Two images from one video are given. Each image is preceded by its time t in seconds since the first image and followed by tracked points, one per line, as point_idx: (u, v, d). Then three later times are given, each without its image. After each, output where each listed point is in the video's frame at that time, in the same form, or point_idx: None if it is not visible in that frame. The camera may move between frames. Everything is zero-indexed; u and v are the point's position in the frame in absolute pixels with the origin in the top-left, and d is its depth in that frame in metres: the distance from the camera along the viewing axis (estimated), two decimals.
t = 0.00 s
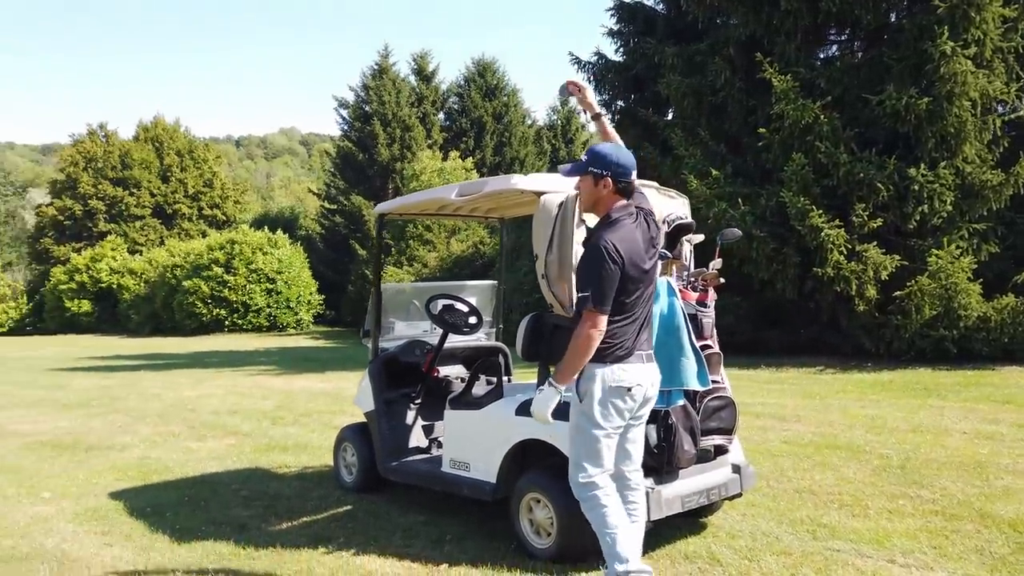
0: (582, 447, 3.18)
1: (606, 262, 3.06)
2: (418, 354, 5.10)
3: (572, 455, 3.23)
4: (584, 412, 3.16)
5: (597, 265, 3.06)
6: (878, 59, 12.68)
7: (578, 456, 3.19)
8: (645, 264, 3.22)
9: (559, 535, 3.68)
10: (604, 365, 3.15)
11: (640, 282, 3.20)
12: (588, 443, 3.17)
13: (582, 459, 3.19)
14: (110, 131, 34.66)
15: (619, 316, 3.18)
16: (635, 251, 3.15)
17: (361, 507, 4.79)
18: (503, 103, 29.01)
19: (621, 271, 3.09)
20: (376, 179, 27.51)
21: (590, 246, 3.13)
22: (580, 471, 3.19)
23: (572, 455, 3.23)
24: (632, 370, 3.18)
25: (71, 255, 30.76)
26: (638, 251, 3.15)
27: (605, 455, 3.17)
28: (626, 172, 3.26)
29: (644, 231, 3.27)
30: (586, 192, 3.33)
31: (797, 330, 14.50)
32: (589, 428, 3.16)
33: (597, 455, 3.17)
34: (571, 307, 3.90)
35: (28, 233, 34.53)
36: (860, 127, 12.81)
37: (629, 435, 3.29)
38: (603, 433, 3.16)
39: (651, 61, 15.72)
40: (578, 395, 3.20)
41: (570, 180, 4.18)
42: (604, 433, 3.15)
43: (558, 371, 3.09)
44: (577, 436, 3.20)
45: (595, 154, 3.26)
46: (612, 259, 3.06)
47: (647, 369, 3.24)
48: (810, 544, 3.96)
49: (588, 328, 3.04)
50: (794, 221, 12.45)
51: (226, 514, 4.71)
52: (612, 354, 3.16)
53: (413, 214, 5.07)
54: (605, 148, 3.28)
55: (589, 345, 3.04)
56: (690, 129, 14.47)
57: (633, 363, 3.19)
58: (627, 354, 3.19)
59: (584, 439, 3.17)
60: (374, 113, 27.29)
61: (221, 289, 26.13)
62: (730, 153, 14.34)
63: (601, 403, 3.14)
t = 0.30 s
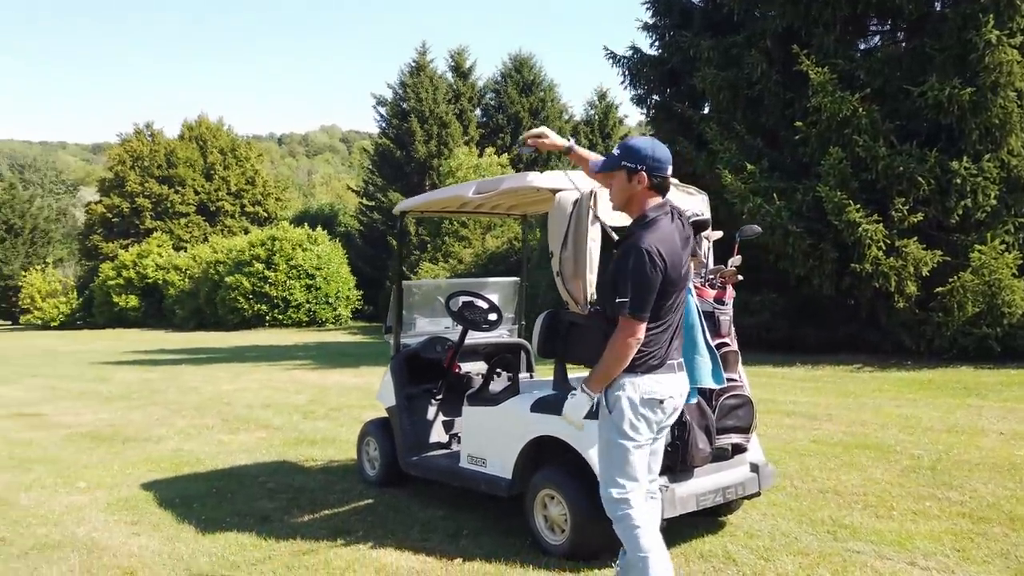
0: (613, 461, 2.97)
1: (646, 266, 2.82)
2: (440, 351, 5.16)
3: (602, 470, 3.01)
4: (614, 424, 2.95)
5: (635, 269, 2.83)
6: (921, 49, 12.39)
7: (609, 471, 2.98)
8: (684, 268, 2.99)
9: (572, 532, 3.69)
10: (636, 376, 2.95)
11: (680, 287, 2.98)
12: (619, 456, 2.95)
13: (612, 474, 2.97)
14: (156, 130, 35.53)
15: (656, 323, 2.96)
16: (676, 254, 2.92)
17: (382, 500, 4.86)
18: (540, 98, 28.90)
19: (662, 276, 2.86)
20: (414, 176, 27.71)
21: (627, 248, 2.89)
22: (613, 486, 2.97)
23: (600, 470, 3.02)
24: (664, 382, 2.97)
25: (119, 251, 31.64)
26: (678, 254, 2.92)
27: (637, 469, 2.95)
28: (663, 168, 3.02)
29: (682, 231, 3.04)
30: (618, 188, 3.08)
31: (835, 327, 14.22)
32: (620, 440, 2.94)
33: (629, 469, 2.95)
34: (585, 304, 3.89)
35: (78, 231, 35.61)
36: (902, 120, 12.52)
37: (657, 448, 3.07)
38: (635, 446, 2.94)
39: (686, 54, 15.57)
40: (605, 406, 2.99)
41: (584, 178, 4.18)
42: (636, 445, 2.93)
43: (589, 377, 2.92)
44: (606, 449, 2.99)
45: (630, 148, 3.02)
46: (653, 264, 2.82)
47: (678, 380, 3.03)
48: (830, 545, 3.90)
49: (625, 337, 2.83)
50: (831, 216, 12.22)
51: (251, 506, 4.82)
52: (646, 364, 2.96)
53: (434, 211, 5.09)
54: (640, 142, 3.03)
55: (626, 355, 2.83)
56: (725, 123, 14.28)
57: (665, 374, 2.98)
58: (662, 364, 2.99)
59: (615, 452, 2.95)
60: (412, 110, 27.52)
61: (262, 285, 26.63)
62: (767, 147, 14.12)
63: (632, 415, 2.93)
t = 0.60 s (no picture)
0: (661, 491, 2.69)
1: (689, 272, 2.53)
2: (457, 350, 5.14)
3: (646, 501, 2.74)
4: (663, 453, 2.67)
5: (679, 276, 2.54)
6: (963, 39, 12.07)
7: (656, 501, 2.71)
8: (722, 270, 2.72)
9: (580, 533, 3.68)
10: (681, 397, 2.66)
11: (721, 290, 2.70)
12: (669, 487, 2.68)
13: (659, 505, 2.71)
14: (198, 128, 36.18)
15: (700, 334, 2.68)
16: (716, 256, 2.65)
17: (397, 498, 4.89)
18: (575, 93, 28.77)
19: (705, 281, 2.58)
20: (449, 172, 27.76)
21: (665, 254, 2.59)
22: (662, 522, 2.70)
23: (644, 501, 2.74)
24: (711, 404, 2.70)
25: (162, 247, 32.34)
26: (717, 256, 2.65)
27: (687, 498, 2.69)
28: (693, 162, 2.71)
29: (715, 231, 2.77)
30: (642, 188, 2.77)
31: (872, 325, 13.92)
32: (669, 468, 2.67)
33: (679, 499, 2.68)
34: (595, 305, 3.87)
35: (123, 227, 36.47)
36: (942, 112, 12.21)
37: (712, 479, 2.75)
38: (686, 474, 2.68)
39: (720, 47, 15.35)
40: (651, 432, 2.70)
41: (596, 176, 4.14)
42: (687, 473, 2.67)
43: (643, 408, 2.56)
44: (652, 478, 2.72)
45: (657, 142, 2.71)
46: (695, 268, 2.54)
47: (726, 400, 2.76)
48: (845, 550, 3.83)
49: (674, 354, 2.52)
50: (867, 212, 11.95)
51: (269, 502, 4.89)
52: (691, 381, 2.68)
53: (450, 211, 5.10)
54: (665, 135, 2.72)
55: (677, 374, 2.52)
56: (759, 118, 14.04)
57: (708, 394, 2.69)
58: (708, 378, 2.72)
59: (663, 481, 2.69)
60: (447, 106, 27.62)
61: (299, 280, 26.99)
62: (802, 141, 13.87)
63: (680, 441, 2.65)
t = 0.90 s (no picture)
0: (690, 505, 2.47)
1: (738, 257, 2.35)
2: (473, 346, 5.17)
3: (672, 510, 2.51)
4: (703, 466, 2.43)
5: (729, 261, 2.34)
6: (1004, 29, 11.83)
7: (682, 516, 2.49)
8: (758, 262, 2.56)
9: (589, 529, 3.69)
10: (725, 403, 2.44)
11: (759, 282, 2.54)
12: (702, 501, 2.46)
13: (685, 519, 2.48)
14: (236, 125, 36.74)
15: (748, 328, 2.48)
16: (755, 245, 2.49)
17: (413, 492, 4.94)
18: (609, 86, 28.63)
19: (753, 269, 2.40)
20: (481, 167, 27.64)
21: (708, 241, 2.39)
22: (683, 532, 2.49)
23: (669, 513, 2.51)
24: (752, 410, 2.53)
25: (201, 243, 32.96)
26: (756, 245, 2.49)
27: (714, 517, 2.49)
28: (725, 147, 2.54)
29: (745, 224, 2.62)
30: (668, 177, 2.58)
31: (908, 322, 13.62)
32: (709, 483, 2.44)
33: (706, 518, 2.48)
34: (606, 302, 3.87)
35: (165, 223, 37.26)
36: (982, 104, 11.93)
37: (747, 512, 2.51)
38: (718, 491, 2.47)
39: (753, 39, 15.11)
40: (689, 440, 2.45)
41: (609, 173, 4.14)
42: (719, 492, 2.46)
43: (730, 410, 2.29)
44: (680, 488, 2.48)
45: (684, 127, 2.53)
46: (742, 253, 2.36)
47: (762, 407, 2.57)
48: (861, 551, 3.77)
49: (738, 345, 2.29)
50: (901, 206, 11.70)
51: (289, 494, 4.98)
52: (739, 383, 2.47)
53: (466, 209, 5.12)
54: (691, 120, 2.56)
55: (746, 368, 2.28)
56: (792, 111, 13.80)
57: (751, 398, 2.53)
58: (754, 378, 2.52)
59: (695, 495, 2.46)
60: (480, 101, 27.65)
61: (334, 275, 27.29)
62: (836, 134, 13.61)
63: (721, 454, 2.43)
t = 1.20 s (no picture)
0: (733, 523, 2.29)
1: (787, 260, 2.14)
2: (500, 342, 5.25)
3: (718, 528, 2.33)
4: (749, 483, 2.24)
5: (777, 265, 2.15)
6: None
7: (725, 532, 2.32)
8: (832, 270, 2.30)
9: (606, 525, 3.73)
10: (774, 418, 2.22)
11: (828, 292, 2.28)
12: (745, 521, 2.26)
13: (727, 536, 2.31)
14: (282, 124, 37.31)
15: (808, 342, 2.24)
16: (822, 251, 2.25)
17: (438, 485, 5.03)
18: (651, 81, 28.38)
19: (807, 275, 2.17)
20: (522, 164, 27.23)
21: (760, 243, 2.21)
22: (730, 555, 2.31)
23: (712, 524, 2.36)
24: (820, 427, 2.23)
25: (248, 239, 33.64)
26: (824, 250, 2.25)
27: (762, 540, 2.28)
28: (796, 146, 2.34)
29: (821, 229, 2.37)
30: (733, 177, 2.42)
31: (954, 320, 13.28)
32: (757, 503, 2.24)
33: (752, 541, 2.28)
34: (626, 300, 3.87)
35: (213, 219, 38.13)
36: None
37: (828, 559, 2.35)
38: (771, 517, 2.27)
39: (796, 32, 14.78)
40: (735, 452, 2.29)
41: (632, 171, 4.18)
42: (769, 518, 2.25)
43: (763, 424, 2.13)
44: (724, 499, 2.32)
45: (752, 124, 2.36)
46: (794, 256, 2.15)
47: (837, 425, 2.27)
48: (882, 552, 3.74)
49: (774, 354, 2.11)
50: (947, 202, 11.42)
51: (319, 485, 5.12)
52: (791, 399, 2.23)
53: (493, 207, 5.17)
54: (761, 116, 2.39)
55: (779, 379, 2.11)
56: (834, 104, 13.48)
57: (814, 417, 2.23)
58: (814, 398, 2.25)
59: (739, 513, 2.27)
60: (521, 97, 27.27)
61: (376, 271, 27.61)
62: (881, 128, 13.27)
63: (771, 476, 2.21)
